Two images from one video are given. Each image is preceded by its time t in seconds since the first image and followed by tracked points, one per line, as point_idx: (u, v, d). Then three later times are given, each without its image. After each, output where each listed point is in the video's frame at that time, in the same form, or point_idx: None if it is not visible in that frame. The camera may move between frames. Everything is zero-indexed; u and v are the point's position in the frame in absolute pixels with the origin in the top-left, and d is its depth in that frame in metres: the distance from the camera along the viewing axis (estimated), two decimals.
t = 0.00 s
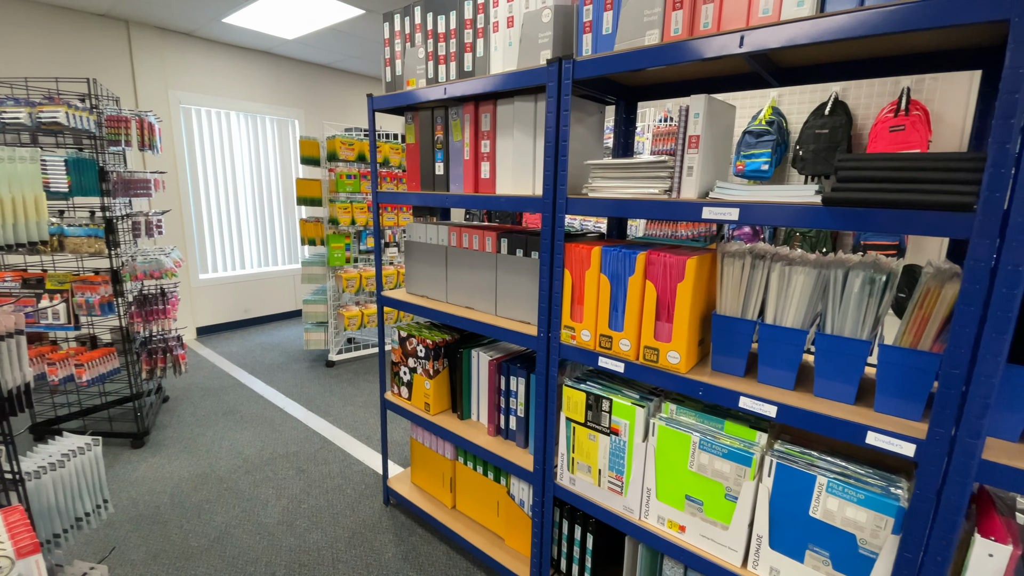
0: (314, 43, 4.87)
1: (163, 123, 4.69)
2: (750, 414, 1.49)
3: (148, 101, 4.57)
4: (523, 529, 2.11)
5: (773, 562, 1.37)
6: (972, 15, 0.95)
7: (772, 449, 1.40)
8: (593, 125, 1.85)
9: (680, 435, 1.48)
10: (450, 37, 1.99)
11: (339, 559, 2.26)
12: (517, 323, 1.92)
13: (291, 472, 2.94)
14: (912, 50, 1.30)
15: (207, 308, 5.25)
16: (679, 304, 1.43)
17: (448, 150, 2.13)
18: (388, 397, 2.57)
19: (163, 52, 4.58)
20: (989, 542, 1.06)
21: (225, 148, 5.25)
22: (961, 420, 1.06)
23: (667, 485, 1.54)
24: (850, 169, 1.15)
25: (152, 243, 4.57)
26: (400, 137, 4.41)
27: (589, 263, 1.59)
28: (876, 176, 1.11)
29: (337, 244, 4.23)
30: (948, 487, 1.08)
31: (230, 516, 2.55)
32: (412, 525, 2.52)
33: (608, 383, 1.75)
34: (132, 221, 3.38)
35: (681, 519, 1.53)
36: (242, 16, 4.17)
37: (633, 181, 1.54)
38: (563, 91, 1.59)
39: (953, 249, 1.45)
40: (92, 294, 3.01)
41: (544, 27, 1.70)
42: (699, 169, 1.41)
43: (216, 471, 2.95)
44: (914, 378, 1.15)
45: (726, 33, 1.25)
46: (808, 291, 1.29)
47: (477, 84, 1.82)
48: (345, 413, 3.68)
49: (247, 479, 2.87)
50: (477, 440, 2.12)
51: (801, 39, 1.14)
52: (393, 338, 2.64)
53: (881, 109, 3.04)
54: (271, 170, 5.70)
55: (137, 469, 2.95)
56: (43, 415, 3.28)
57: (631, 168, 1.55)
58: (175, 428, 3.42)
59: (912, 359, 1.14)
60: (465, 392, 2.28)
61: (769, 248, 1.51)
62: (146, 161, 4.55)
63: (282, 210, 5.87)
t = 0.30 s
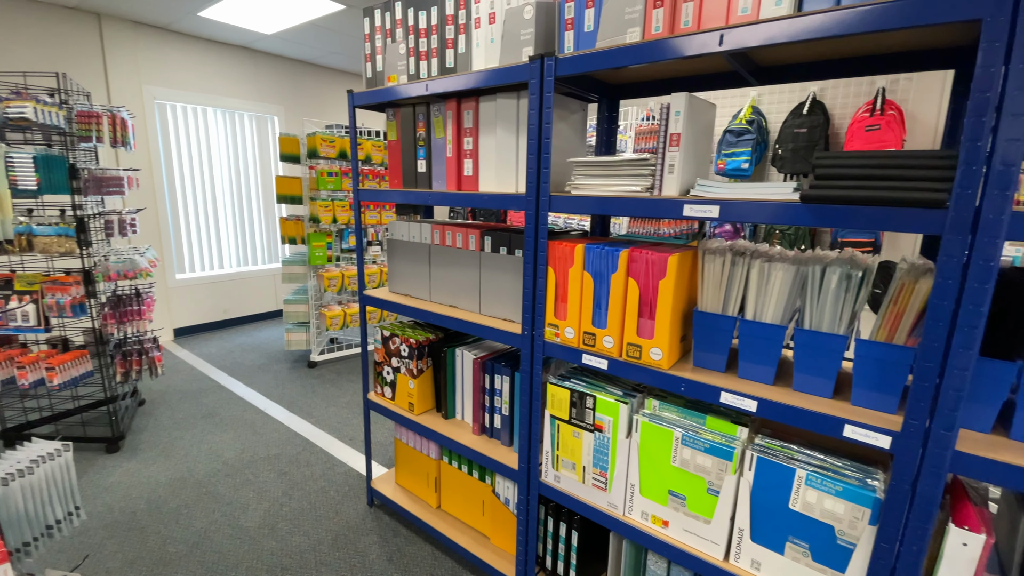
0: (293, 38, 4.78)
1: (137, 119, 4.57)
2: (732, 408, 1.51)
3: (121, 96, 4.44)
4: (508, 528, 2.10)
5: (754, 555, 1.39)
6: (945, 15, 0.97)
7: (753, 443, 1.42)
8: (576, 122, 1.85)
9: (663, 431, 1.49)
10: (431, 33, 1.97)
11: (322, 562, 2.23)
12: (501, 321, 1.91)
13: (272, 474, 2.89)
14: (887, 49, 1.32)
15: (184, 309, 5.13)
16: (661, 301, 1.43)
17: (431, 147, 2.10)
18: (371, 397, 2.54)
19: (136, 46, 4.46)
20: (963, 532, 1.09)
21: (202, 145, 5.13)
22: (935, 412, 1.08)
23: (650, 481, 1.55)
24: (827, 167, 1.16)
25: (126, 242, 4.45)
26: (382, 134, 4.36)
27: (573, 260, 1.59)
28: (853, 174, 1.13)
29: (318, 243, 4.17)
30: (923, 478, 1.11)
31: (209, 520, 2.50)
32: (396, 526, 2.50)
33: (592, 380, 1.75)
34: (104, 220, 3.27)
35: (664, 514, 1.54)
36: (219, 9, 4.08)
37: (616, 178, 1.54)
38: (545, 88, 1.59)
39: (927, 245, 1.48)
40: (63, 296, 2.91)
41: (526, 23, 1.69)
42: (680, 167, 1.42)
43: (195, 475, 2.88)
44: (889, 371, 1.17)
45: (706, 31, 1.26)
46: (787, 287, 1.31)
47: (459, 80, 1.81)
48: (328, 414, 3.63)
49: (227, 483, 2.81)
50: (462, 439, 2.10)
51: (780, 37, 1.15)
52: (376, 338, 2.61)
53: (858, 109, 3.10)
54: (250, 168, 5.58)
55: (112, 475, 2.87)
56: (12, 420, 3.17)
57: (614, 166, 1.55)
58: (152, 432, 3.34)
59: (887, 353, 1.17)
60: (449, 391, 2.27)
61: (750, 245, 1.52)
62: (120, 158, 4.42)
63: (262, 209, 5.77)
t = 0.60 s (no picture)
0: (264, 32, 4.67)
1: (99, 114, 4.40)
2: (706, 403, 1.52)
3: (83, 90, 4.27)
4: (488, 527, 2.10)
5: (729, 547, 1.41)
6: (907, 17, 0.99)
7: (727, 437, 1.44)
8: (552, 120, 1.84)
9: (639, 426, 1.50)
10: (405, 28, 1.94)
11: (298, 568, 2.18)
12: (478, 320, 1.90)
13: (246, 479, 2.82)
14: (853, 50, 1.35)
15: (152, 311, 4.97)
16: (636, 298, 1.44)
17: (405, 144, 2.07)
18: (347, 399, 2.50)
19: (99, 39, 4.30)
20: (928, 520, 1.12)
21: (170, 141, 4.97)
22: (899, 403, 1.11)
23: (628, 476, 1.56)
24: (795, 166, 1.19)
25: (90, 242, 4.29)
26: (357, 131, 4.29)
27: (549, 258, 1.59)
28: (821, 172, 1.15)
29: (292, 242, 4.09)
30: (889, 468, 1.14)
31: (180, 528, 2.43)
32: (375, 529, 2.46)
33: (569, 378, 1.76)
34: (64, 219, 3.10)
35: (641, 509, 1.55)
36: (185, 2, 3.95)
37: (591, 176, 1.54)
38: (520, 85, 1.58)
39: (891, 241, 1.52)
40: (22, 298, 2.84)
41: (501, 20, 1.68)
42: (654, 165, 1.43)
43: (165, 482, 2.79)
44: (857, 365, 1.20)
45: (678, 31, 1.26)
46: (758, 283, 1.33)
47: (433, 76, 1.78)
48: (304, 417, 3.56)
49: (199, 489, 2.74)
50: (440, 439, 2.08)
51: (749, 37, 1.16)
52: (351, 339, 2.56)
53: (827, 109, 3.18)
54: (221, 166, 5.44)
55: (77, 483, 2.76)
56: None
57: (589, 164, 1.55)
58: (118, 438, 3.22)
59: (853, 346, 1.19)
60: (427, 391, 2.24)
61: (723, 243, 1.54)
62: (82, 155, 4.26)
63: (234, 207, 5.62)
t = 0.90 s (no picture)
0: (227, 26, 4.53)
1: (50, 108, 4.19)
2: (676, 398, 1.54)
3: (33, 83, 4.06)
4: (462, 528, 2.08)
5: (699, 539, 1.43)
6: (864, 19, 1.02)
7: (697, 431, 1.46)
8: (523, 118, 1.83)
9: (611, 423, 1.51)
10: (372, 23, 1.90)
11: None
12: (450, 320, 1.88)
13: (212, 488, 2.73)
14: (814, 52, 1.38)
15: (109, 314, 4.76)
16: (607, 295, 1.44)
17: (374, 141, 2.03)
18: (317, 402, 2.45)
19: (49, 30, 4.10)
20: (888, 507, 1.16)
21: (128, 138, 4.77)
22: (859, 394, 1.15)
23: (601, 472, 1.56)
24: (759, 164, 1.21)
25: (41, 243, 4.09)
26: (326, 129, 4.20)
27: (521, 256, 1.58)
28: (786, 170, 1.17)
29: (258, 241, 3.98)
30: (850, 457, 1.18)
31: (142, 540, 2.33)
32: (347, 534, 2.41)
33: (543, 376, 1.75)
34: (12, 219, 2.92)
35: (615, 505, 1.56)
36: None
37: (561, 175, 1.54)
38: (490, 82, 1.56)
39: (850, 238, 1.57)
40: None
41: (470, 16, 1.66)
42: (623, 163, 1.43)
43: (125, 492, 2.68)
44: (819, 358, 1.23)
45: (646, 30, 1.27)
46: (724, 279, 1.36)
47: (401, 72, 1.75)
48: (273, 421, 3.46)
49: (162, 499, 2.63)
50: (413, 441, 2.06)
51: (714, 36, 1.18)
52: (321, 341, 2.51)
53: (790, 110, 3.26)
54: (183, 163, 5.25)
55: (29, 497, 2.62)
56: None
57: (559, 162, 1.55)
58: (74, 449, 3.07)
59: (815, 340, 1.23)
60: (399, 392, 2.21)
61: (691, 240, 1.56)
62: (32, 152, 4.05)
63: (197, 207, 5.43)
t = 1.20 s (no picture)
0: (183, 17, 4.35)
1: None
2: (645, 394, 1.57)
3: None
4: (435, 530, 2.05)
5: (669, 531, 1.45)
6: (819, 23, 1.05)
7: (665, 425, 1.48)
8: (491, 116, 1.82)
9: (582, 420, 1.51)
10: (335, 17, 1.85)
11: None
12: (420, 321, 1.85)
13: (172, 499, 2.62)
14: (774, 54, 1.42)
15: (58, 320, 4.51)
16: (577, 293, 1.45)
17: (338, 138, 1.99)
18: (283, 407, 2.37)
19: None
20: (847, 494, 1.20)
21: (77, 134, 4.52)
22: (818, 386, 1.19)
23: (572, 470, 1.57)
24: (722, 163, 1.23)
25: None
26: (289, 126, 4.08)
27: (491, 255, 1.56)
28: (749, 169, 1.20)
29: (218, 242, 3.84)
30: (810, 447, 1.21)
31: (96, 557, 2.21)
32: (316, 542, 2.35)
33: (514, 375, 1.74)
34: None
35: (586, 501, 1.57)
36: None
37: (530, 173, 1.53)
38: (457, 79, 1.53)
39: (809, 235, 1.62)
40: None
41: (435, 12, 1.64)
42: (591, 162, 1.44)
43: (78, 507, 2.54)
44: (780, 352, 1.27)
45: (611, 29, 1.28)
46: (689, 276, 1.38)
47: (366, 68, 1.71)
48: (237, 429, 3.34)
49: (118, 513, 2.51)
50: (383, 444, 2.02)
51: (676, 37, 1.19)
52: (286, 344, 2.43)
53: (752, 111, 3.35)
54: (138, 161, 5.01)
55: None
56: None
57: (527, 161, 1.54)
58: (21, 463, 2.90)
59: (776, 334, 1.26)
60: (368, 395, 2.16)
61: (657, 238, 1.59)
62: None
63: (154, 206, 5.20)
